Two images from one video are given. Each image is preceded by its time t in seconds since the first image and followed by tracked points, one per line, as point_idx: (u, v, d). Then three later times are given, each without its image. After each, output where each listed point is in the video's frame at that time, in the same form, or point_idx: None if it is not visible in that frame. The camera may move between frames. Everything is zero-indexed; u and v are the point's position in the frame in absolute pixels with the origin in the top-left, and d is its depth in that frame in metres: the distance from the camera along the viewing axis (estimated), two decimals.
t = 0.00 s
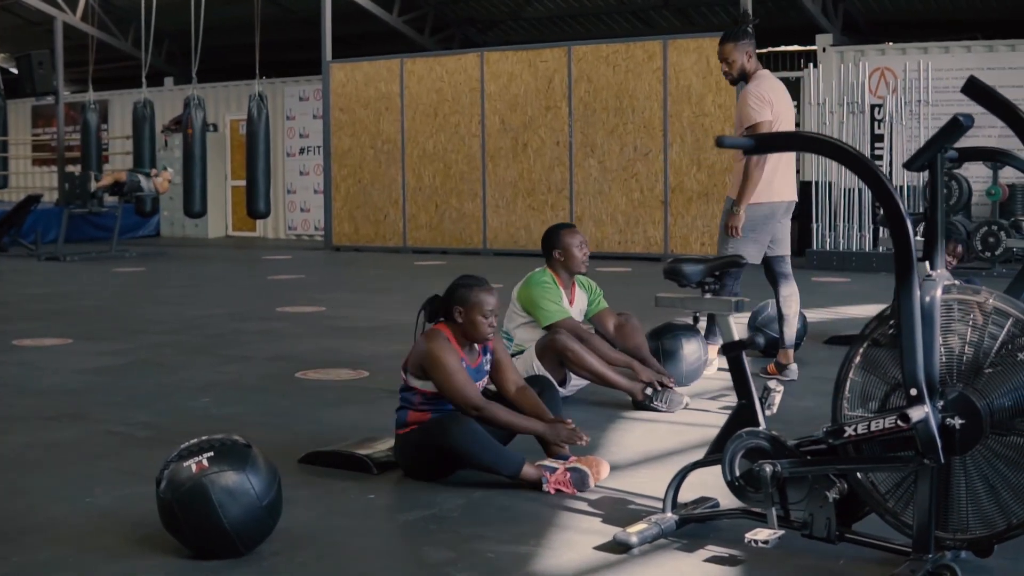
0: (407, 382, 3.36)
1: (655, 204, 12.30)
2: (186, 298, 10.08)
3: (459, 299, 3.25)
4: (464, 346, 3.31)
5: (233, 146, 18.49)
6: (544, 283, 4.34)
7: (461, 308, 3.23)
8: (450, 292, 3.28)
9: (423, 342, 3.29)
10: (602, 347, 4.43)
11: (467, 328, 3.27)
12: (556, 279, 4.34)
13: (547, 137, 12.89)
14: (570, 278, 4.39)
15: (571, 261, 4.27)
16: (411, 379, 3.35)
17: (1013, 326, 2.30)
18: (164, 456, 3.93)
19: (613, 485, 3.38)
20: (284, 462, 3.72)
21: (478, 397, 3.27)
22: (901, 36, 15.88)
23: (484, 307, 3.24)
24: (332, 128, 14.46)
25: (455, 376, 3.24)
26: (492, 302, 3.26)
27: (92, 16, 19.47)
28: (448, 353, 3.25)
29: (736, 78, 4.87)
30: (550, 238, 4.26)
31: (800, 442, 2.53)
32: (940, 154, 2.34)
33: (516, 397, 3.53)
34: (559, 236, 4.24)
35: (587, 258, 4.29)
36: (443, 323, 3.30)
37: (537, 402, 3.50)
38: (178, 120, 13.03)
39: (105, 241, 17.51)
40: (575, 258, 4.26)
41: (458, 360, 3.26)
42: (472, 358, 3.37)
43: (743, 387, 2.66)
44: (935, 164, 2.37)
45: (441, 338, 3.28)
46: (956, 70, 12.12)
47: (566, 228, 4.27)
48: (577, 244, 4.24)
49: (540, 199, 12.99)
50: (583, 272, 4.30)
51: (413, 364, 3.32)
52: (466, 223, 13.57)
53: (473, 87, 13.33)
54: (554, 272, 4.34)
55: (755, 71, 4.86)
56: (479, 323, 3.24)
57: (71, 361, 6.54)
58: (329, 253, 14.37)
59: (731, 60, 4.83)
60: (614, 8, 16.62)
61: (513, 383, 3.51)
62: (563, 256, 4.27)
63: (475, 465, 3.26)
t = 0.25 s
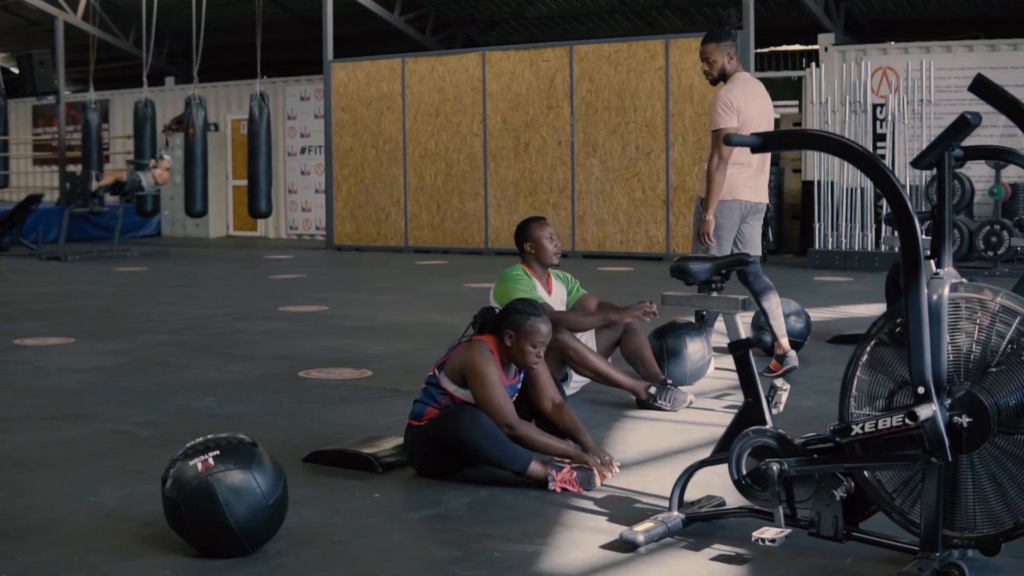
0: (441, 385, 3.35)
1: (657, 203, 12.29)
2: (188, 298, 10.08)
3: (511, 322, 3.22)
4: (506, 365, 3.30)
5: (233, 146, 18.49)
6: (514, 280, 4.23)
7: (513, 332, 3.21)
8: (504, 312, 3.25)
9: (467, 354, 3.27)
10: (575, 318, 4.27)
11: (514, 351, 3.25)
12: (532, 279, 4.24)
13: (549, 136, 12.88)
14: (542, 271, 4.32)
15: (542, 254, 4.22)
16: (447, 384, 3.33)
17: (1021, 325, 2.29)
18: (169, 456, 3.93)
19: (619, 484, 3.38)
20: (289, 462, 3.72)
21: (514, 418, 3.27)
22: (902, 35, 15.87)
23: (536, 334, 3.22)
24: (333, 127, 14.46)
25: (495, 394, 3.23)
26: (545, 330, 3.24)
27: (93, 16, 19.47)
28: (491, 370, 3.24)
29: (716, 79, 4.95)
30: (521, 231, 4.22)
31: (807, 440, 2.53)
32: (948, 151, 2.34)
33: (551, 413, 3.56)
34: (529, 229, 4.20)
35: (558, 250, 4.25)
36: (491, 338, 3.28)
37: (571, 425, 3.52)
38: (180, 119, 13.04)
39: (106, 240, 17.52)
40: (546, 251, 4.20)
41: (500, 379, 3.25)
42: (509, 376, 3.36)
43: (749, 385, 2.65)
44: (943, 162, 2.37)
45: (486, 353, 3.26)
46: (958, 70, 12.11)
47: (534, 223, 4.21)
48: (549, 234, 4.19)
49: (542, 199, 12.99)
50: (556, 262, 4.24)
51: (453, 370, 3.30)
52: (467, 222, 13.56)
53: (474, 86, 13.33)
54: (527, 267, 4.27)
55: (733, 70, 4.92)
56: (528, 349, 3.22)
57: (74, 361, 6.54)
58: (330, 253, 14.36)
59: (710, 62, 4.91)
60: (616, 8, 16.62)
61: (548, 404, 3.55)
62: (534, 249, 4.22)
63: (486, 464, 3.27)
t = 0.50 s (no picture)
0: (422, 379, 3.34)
1: (650, 202, 12.29)
2: (181, 298, 10.05)
3: (485, 303, 3.23)
4: (484, 349, 3.30)
5: (226, 145, 18.46)
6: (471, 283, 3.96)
7: (488, 313, 3.22)
8: (477, 294, 3.26)
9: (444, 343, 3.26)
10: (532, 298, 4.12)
11: (491, 333, 3.25)
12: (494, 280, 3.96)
13: (542, 136, 12.88)
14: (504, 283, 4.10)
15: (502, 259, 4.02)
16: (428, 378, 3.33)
17: (1019, 321, 2.29)
18: (163, 455, 3.91)
19: (616, 482, 3.37)
20: (284, 461, 3.70)
21: (493, 402, 3.26)
22: (896, 34, 15.90)
23: (510, 312, 3.23)
24: (327, 126, 14.44)
25: (474, 379, 3.22)
26: (519, 308, 3.25)
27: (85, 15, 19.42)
28: (469, 355, 3.23)
29: (690, 74, 5.02)
30: (481, 236, 4.04)
31: (804, 438, 2.53)
32: (946, 147, 2.33)
33: (533, 401, 3.56)
34: (490, 234, 4.01)
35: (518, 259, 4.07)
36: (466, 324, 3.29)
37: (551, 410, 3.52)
38: (172, 119, 13.00)
39: (99, 241, 17.47)
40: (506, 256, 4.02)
41: (478, 365, 3.24)
42: (489, 363, 3.35)
43: (747, 383, 2.65)
44: (942, 158, 2.36)
45: (462, 339, 3.25)
46: (952, 68, 12.12)
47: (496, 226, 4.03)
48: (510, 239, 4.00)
49: (536, 198, 12.98)
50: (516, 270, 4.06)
51: (432, 363, 3.29)
52: (461, 222, 13.55)
53: (468, 85, 13.32)
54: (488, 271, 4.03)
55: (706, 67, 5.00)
56: (504, 328, 3.23)
57: (68, 361, 6.52)
58: (324, 252, 14.34)
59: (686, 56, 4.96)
60: (610, 7, 16.60)
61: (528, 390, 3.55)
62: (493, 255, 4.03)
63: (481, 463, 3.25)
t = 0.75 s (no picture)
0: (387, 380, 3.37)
1: (648, 202, 12.29)
2: (179, 297, 10.03)
3: (414, 283, 3.27)
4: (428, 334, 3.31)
5: (224, 145, 18.43)
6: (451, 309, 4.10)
7: (421, 291, 3.25)
8: (409, 280, 3.30)
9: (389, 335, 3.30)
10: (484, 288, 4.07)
11: (429, 312, 3.27)
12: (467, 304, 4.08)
13: (540, 135, 12.87)
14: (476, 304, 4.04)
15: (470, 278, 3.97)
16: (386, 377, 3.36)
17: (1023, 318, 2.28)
18: (162, 454, 3.90)
19: (617, 480, 3.36)
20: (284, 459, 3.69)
21: (439, 379, 3.24)
22: (893, 34, 15.90)
23: (442, 286, 3.26)
24: (324, 126, 14.43)
25: (416, 361, 3.23)
26: (452, 281, 3.28)
27: (82, 14, 19.38)
28: (411, 341, 3.25)
29: (680, 70, 5.05)
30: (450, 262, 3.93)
31: (808, 435, 2.52)
32: (949, 144, 2.33)
33: (486, 377, 3.48)
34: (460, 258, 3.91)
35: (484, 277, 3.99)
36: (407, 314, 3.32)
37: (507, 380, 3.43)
38: (169, 119, 12.98)
39: (96, 240, 17.45)
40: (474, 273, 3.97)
41: (421, 345, 3.26)
42: (439, 346, 3.35)
43: (750, 380, 2.64)
44: (945, 155, 2.35)
45: (403, 327, 3.28)
46: (950, 67, 12.11)
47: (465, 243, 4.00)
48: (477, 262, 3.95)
49: (534, 197, 12.98)
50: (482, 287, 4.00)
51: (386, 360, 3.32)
52: (459, 221, 13.54)
53: (465, 84, 13.31)
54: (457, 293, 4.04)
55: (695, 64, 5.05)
56: (439, 303, 3.24)
57: (66, 360, 6.50)
58: (321, 252, 14.33)
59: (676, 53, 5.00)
60: (608, 7, 16.58)
61: (485, 367, 3.48)
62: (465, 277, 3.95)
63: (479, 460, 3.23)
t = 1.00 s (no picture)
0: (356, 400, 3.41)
1: (648, 201, 12.28)
2: (179, 296, 10.02)
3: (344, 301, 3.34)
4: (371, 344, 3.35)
5: (224, 144, 18.42)
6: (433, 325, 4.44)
7: (355, 309, 3.30)
8: (343, 309, 3.37)
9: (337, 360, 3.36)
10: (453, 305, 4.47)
11: (365, 322, 3.33)
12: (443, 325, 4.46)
13: (540, 134, 12.86)
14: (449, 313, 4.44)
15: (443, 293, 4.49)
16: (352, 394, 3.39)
17: None
18: (163, 454, 3.89)
19: (619, 479, 3.35)
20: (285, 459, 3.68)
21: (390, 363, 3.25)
22: (893, 33, 15.89)
23: (377, 301, 3.30)
24: (324, 125, 14.42)
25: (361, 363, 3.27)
26: (385, 295, 3.32)
27: (82, 14, 19.37)
28: (354, 351, 3.29)
29: (677, 69, 5.04)
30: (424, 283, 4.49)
31: (812, 435, 2.51)
32: (955, 142, 2.32)
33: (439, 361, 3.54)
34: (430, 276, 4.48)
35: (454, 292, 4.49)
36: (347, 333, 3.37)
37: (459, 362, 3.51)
38: (169, 118, 12.97)
39: (96, 240, 17.43)
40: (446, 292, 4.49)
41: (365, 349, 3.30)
42: (387, 349, 3.40)
43: (754, 379, 2.64)
44: (950, 153, 2.35)
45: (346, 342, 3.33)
46: (951, 66, 12.10)
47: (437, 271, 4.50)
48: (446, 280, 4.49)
49: (534, 197, 12.98)
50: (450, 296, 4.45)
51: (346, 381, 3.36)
52: (459, 220, 13.54)
53: (465, 84, 13.30)
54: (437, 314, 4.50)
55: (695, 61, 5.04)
56: (377, 317, 3.31)
57: (66, 360, 6.49)
58: (321, 252, 14.32)
59: (674, 51, 5.00)
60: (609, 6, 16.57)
61: (436, 355, 3.55)
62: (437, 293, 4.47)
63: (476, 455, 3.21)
